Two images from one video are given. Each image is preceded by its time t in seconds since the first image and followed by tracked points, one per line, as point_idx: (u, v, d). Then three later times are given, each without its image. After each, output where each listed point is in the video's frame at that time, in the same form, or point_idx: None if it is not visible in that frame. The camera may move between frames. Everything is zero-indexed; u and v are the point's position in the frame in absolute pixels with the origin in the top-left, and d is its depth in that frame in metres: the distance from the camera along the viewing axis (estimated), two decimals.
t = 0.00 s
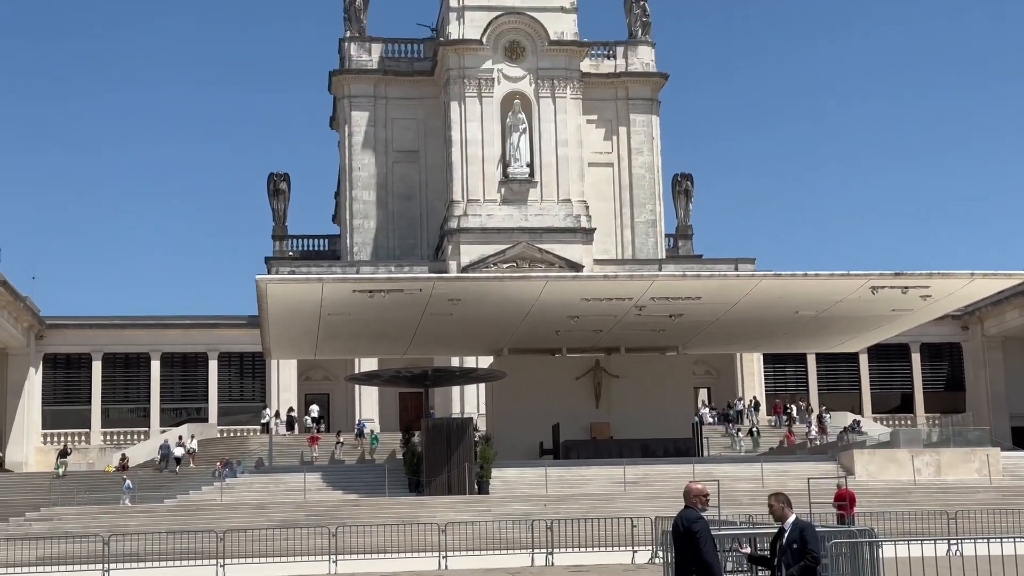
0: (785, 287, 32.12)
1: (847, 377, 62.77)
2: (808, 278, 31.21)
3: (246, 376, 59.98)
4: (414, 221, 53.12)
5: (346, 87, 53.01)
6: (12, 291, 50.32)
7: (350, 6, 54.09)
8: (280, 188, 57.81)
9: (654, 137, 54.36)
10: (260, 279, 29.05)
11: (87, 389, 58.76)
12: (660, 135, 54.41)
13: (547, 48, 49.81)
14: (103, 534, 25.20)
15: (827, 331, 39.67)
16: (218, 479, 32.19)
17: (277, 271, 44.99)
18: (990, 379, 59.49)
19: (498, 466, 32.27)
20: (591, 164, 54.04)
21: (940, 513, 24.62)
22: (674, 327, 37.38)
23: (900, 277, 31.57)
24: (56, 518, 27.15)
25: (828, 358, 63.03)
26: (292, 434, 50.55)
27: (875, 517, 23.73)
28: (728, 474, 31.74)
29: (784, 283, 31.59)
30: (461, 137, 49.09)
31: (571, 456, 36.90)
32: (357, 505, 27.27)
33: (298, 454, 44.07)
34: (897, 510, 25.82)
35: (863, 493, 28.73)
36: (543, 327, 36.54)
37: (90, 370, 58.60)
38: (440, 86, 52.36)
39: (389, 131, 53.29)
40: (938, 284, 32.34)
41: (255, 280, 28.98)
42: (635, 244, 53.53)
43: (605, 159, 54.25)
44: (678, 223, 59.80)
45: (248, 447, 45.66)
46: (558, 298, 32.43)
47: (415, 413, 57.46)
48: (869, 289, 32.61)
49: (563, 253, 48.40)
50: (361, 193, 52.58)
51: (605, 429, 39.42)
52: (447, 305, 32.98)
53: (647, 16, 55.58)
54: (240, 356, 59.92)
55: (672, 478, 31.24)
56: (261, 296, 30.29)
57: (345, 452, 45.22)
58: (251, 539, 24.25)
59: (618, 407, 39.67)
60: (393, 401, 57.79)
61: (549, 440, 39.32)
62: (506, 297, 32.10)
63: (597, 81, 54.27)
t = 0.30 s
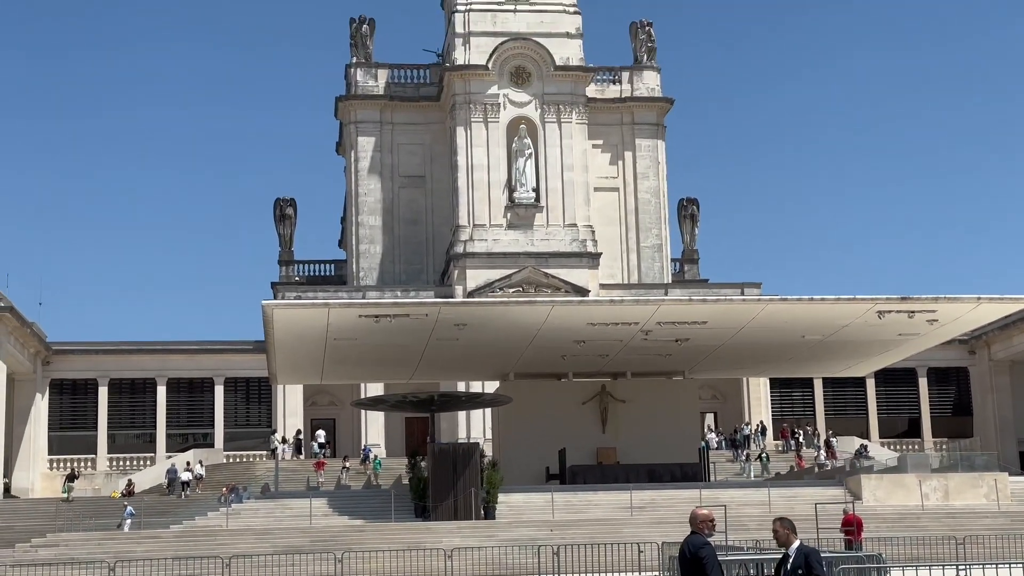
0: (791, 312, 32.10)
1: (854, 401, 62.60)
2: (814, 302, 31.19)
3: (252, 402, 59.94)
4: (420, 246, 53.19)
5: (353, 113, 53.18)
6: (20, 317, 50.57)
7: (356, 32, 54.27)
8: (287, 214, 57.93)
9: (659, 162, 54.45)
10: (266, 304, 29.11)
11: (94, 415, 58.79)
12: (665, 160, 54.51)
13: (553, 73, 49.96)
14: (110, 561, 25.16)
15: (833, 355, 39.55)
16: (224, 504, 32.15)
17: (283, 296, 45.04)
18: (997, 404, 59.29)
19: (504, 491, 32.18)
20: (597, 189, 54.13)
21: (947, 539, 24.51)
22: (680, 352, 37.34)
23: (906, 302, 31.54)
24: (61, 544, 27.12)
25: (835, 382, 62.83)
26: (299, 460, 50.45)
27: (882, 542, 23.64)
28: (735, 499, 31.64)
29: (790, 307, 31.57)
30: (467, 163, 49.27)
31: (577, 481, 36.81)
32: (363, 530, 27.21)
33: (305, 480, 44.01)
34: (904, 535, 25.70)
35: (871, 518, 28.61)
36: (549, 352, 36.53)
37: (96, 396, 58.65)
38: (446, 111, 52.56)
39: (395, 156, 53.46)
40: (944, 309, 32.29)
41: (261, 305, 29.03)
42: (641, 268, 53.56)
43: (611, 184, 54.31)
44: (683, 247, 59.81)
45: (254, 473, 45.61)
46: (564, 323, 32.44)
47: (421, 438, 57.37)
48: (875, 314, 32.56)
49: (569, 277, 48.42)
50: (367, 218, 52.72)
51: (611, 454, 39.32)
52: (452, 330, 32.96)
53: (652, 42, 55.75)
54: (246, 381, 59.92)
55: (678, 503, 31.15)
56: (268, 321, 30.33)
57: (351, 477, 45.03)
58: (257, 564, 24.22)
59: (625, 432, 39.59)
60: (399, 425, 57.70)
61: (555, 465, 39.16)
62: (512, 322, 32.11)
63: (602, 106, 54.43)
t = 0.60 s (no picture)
0: (796, 337, 32.04)
1: (860, 427, 62.35)
2: (819, 328, 31.14)
3: (257, 429, 59.74)
4: (426, 271, 53.23)
5: (359, 139, 53.42)
6: (26, 344, 50.76)
7: (362, 59, 54.49)
8: (293, 239, 58.03)
9: (664, 188, 54.57)
10: (272, 330, 29.14)
11: (100, 441, 58.75)
12: (671, 185, 54.60)
13: (558, 99, 50.11)
14: None
15: (839, 381, 39.45)
16: (229, 531, 32.07)
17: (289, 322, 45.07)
18: (1004, 428, 59.52)
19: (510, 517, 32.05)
20: (602, 215, 54.19)
21: (955, 565, 24.37)
22: (686, 377, 37.26)
23: (912, 327, 31.47)
24: (66, 571, 27.07)
25: (841, 408, 62.62)
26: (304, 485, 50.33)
27: (889, 568, 23.52)
28: (742, 525, 31.50)
29: (796, 333, 31.51)
30: (472, 188, 49.41)
31: (584, 506, 36.66)
32: (369, 557, 27.12)
33: (310, 506, 43.91)
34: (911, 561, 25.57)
35: (878, 544, 28.46)
36: (555, 378, 36.48)
37: (102, 422, 58.63)
38: (452, 137, 52.75)
39: (401, 182, 53.60)
40: (951, 334, 32.20)
41: (267, 330, 29.05)
42: (646, 293, 53.56)
43: (616, 210, 54.36)
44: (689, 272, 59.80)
45: (259, 499, 45.49)
46: (570, 349, 32.40)
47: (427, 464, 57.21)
48: (881, 339, 32.47)
49: (575, 302, 48.40)
50: (373, 244, 52.81)
51: (617, 480, 39.19)
52: (458, 356, 32.94)
53: (658, 68, 55.95)
54: (252, 408, 59.75)
55: (685, 529, 31.02)
56: (274, 347, 30.36)
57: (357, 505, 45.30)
58: None
59: (630, 457, 39.46)
60: (405, 451, 57.56)
61: (561, 491, 39.07)
62: (517, 347, 32.08)
63: (608, 132, 54.56)
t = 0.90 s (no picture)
0: (802, 364, 31.97)
1: (866, 455, 62.10)
2: (825, 355, 31.08)
3: (262, 454, 59.61)
4: (431, 298, 53.27)
5: (364, 166, 53.55)
6: (31, 371, 50.89)
7: (367, 86, 54.73)
8: (298, 266, 58.12)
9: (669, 214, 54.62)
10: (277, 356, 29.14)
11: (104, 469, 58.55)
12: (675, 212, 54.68)
13: (563, 126, 50.28)
14: None
15: (845, 408, 39.29)
16: (233, 558, 31.79)
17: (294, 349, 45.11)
18: (1012, 456, 60.07)
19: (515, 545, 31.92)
20: (607, 241, 54.22)
21: None
22: (692, 404, 37.20)
23: (918, 354, 31.40)
24: None
25: (847, 435, 62.39)
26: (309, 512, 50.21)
27: None
28: (748, 553, 31.37)
29: (802, 359, 31.45)
30: (477, 215, 49.51)
31: (589, 534, 36.49)
32: None
33: (314, 533, 43.78)
34: None
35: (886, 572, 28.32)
36: (560, 404, 36.42)
37: (107, 449, 58.53)
38: (457, 164, 52.93)
39: (406, 209, 53.73)
40: (957, 361, 32.14)
41: (272, 356, 29.06)
42: (651, 320, 53.54)
43: (621, 236, 54.43)
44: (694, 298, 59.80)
45: (264, 526, 45.33)
46: (575, 375, 32.36)
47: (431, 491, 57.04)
48: (887, 366, 32.40)
49: (579, 328, 48.38)
50: (378, 270, 52.87)
51: (622, 507, 39.02)
52: (464, 382, 32.92)
53: (662, 95, 56.17)
54: (256, 434, 59.67)
55: (690, 557, 30.90)
56: (278, 374, 30.39)
57: (361, 532, 44.58)
58: None
59: (636, 484, 39.32)
60: (410, 478, 57.42)
61: (566, 518, 38.94)
62: (522, 374, 32.04)
63: (613, 159, 54.70)
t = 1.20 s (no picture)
0: (806, 391, 31.92)
1: (871, 483, 61.84)
2: (829, 382, 31.06)
3: (265, 482, 59.47)
4: (435, 325, 53.26)
5: (368, 194, 53.66)
6: (35, 399, 50.91)
7: (372, 114, 54.95)
8: (302, 293, 58.17)
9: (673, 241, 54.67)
10: (281, 383, 29.14)
11: (107, 496, 58.49)
12: (679, 240, 54.72)
13: (567, 154, 50.43)
14: None
15: (850, 436, 39.17)
16: None
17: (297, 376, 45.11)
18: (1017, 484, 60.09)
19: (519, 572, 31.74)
20: (611, 268, 54.24)
21: None
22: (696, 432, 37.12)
23: (922, 382, 31.37)
24: None
25: (852, 463, 62.16)
26: (311, 540, 50.00)
27: None
28: None
29: (806, 387, 31.42)
30: (481, 242, 49.58)
31: (593, 562, 36.30)
32: None
33: (317, 560, 43.74)
34: None
35: None
36: (564, 432, 36.36)
37: (110, 476, 58.45)
38: (461, 191, 53.05)
39: (410, 237, 53.80)
40: (962, 389, 32.09)
41: (275, 384, 29.06)
42: (655, 347, 53.48)
43: (625, 263, 54.43)
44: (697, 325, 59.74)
45: (266, 554, 45.16)
46: (579, 403, 32.32)
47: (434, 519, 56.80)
48: (892, 394, 32.35)
49: (582, 355, 48.31)
50: (382, 297, 52.87)
51: (627, 535, 38.83)
52: (468, 410, 32.94)
53: (666, 123, 56.36)
54: (259, 461, 59.44)
55: None
56: (282, 401, 30.39)
57: (363, 560, 44.48)
58: None
59: (640, 513, 39.14)
60: (413, 506, 57.21)
61: (570, 546, 38.74)
62: (526, 402, 32.02)
63: (616, 186, 54.81)
